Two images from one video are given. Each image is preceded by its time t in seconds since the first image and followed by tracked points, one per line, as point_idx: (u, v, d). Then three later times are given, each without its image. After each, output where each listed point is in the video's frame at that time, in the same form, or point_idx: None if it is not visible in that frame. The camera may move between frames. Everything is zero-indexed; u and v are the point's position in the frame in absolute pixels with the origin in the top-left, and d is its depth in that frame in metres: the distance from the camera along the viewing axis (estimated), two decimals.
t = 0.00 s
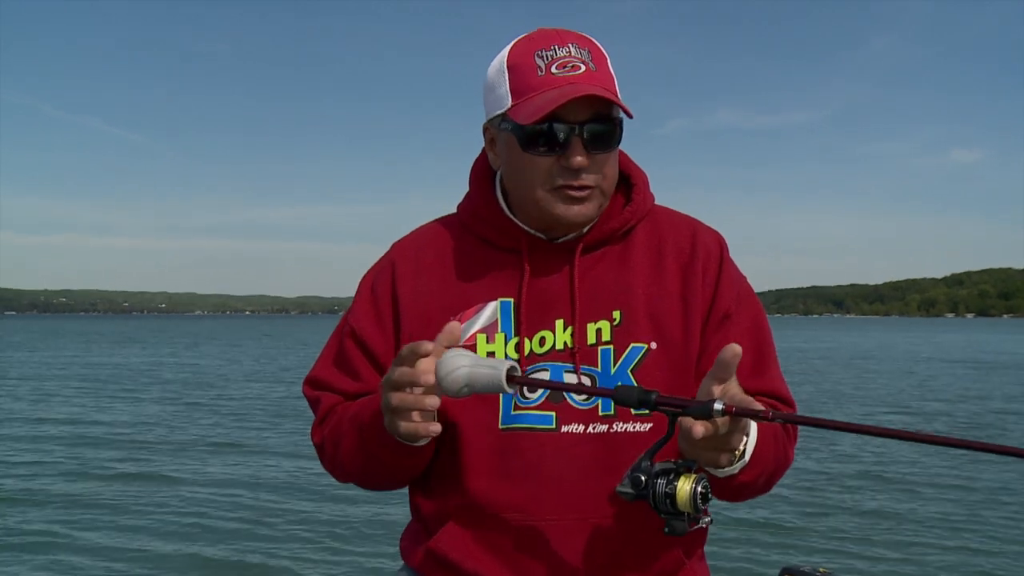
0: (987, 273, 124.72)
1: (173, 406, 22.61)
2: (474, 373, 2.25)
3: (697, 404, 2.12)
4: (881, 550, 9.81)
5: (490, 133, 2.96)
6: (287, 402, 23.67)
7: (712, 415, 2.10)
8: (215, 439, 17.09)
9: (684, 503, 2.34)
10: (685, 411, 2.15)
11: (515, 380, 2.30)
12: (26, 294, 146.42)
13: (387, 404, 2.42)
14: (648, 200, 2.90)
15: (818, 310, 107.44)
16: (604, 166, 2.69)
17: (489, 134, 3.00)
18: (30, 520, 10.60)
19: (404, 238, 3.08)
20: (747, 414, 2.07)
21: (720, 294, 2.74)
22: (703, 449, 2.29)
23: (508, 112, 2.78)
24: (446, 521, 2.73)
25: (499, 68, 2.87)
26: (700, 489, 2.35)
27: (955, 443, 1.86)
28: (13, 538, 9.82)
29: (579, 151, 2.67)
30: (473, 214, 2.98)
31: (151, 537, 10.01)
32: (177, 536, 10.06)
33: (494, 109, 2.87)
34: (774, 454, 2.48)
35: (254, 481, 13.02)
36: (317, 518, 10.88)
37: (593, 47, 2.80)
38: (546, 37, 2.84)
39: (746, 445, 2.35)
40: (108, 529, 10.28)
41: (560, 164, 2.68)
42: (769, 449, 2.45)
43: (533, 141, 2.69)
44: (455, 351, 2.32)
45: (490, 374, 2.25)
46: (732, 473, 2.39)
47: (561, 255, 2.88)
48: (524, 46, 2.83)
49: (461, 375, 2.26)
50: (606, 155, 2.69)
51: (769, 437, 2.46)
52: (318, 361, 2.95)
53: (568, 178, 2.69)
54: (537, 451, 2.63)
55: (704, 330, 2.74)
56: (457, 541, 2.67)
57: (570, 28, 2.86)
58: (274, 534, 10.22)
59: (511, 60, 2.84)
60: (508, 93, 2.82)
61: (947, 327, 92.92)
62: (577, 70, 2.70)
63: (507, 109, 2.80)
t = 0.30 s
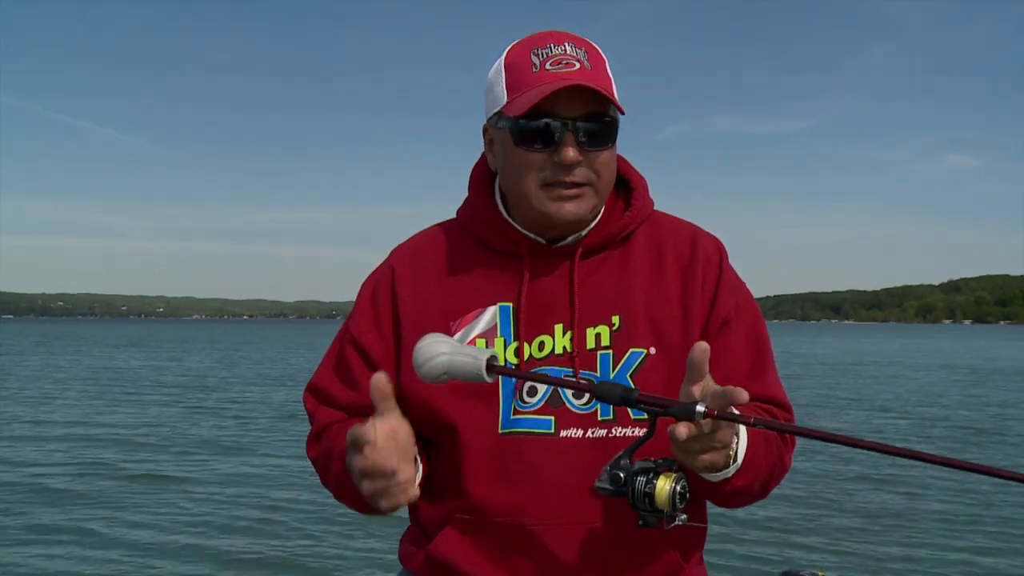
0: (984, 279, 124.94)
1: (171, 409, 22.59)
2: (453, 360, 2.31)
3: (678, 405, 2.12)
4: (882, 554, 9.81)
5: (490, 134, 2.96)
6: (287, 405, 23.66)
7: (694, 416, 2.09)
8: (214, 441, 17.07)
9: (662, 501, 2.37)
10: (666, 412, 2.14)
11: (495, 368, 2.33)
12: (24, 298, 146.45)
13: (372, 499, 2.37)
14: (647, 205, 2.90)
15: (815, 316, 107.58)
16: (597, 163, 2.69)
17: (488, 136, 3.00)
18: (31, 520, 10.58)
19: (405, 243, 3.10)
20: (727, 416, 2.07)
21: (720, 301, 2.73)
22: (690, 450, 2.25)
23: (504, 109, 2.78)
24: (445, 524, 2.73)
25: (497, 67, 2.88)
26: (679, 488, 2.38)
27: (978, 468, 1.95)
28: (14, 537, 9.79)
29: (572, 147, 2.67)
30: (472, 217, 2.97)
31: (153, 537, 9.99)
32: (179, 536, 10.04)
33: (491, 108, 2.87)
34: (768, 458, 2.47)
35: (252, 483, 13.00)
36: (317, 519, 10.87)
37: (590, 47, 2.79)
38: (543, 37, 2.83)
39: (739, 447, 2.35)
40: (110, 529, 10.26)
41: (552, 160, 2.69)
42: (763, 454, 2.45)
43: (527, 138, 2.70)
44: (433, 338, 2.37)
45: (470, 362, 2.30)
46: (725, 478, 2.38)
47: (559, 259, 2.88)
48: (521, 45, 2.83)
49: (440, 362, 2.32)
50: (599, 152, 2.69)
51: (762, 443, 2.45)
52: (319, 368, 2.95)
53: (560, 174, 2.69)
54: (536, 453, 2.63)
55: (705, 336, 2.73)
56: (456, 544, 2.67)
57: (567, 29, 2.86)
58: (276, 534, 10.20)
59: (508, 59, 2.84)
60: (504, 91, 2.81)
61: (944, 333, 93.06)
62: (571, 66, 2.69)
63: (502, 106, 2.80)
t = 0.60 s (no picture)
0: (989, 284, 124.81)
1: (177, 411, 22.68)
2: (447, 343, 2.34)
3: (676, 404, 2.12)
4: (885, 562, 9.79)
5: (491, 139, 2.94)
6: (290, 408, 23.71)
7: (692, 417, 2.10)
8: (219, 444, 17.12)
9: (654, 499, 2.36)
10: (664, 410, 2.15)
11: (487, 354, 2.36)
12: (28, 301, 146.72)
13: None
14: (651, 210, 2.90)
15: (819, 321, 107.51)
16: (590, 165, 2.65)
17: (489, 141, 2.99)
18: (35, 526, 10.62)
19: (411, 250, 3.11)
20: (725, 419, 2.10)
21: (725, 306, 2.72)
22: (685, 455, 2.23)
23: (501, 111, 2.76)
24: (450, 533, 2.73)
25: (498, 71, 2.86)
26: (671, 487, 2.38)
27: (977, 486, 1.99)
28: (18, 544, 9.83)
29: (565, 148, 2.65)
30: (475, 225, 2.98)
31: (156, 544, 10.01)
32: (181, 543, 10.05)
33: (491, 112, 2.85)
34: (771, 463, 2.46)
35: (256, 487, 13.01)
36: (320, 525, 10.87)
37: (587, 50, 2.76)
38: (541, 40, 2.81)
39: (738, 452, 2.35)
40: (113, 535, 10.28)
41: (546, 161, 2.65)
42: (766, 459, 2.44)
43: (523, 140, 2.69)
44: (425, 318, 2.40)
45: (464, 346, 2.33)
46: (725, 484, 2.37)
47: (562, 266, 2.88)
48: (519, 48, 2.81)
49: (434, 344, 2.34)
50: (593, 154, 2.65)
51: (765, 448, 2.44)
52: (331, 378, 2.98)
53: (552, 176, 2.66)
54: (541, 461, 2.62)
55: (709, 341, 2.72)
56: (462, 552, 2.67)
57: (565, 33, 2.83)
58: (278, 541, 10.21)
59: (508, 61, 2.82)
60: (501, 93, 2.79)
61: (948, 338, 92.95)
62: (567, 68, 2.66)
63: (499, 109, 2.77)
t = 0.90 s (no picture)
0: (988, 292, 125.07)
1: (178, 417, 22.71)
2: (437, 340, 2.33)
3: (665, 411, 2.13)
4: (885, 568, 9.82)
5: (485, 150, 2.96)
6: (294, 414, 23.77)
7: (679, 424, 2.12)
8: (220, 449, 17.15)
9: (638, 504, 2.35)
10: (653, 416, 2.16)
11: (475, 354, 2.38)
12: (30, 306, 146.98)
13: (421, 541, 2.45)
14: (650, 221, 2.92)
15: (819, 328, 107.56)
16: (576, 170, 2.66)
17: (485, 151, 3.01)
18: (38, 528, 10.64)
19: (412, 261, 3.14)
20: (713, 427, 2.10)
21: (724, 317, 2.74)
22: (677, 462, 2.25)
23: (490, 120, 2.78)
24: (454, 544, 2.75)
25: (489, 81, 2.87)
26: (656, 492, 2.36)
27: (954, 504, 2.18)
28: (22, 545, 9.85)
29: (550, 152, 2.66)
30: (475, 236, 3.00)
31: (159, 545, 10.03)
32: (185, 543, 10.07)
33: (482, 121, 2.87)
34: (771, 473, 2.48)
35: (257, 491, 13.05)
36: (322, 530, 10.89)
37: (576, 58, 2.77)
38: (531, 50, 2.82)
39: (735, 463, 2.36)
40: (116, 535, 10.30)
41: (532, 166, 2.67)
42: (763, 467, 2.45)
43: (512, 147, 2.70)
44: (416, 316, 2.38)
45: (454, 344, 2.33)
46: (724, 494, 2.39)
47: (561, 277, 2.89)
48: (511, 57, 2.83)
49: (424, 341, 2.34)
50: (580, 159, 2.66)
51: (764, 457, 2.46)
52: (335, 389, 3.00)
53: (538, 180, 2.68)
54: (542, 473, 2.64)
55: (708, 352, 2.74)
56: (465, 564, 2.68)
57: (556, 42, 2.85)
58: (279, 543, 10.24)
59: (499, 71, 2.84)
60: (492, 101, 2.81)
61: (948, 347, 93.02)
62: (554, 76, 2.68)
63: (489, 117, 2.79)
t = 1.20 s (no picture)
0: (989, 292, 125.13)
1: (180, 421, 22.74)
2: (428, 335, 2.36)
3: (652, 397, 2.15)
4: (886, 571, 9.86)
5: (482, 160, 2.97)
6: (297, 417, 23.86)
7: (665, 407, 2.13)
8: (223, 453, 17.19)
9: (626, 489, 2.36)
10: (641, 401, 2.17)
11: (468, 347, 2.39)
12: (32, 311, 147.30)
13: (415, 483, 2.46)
14: (648, 226, 2.93)
15: (820, 329, 107.67)
16: (572, 183, 2.68)
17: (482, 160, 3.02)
18: (40, 536, 10.73)
19: (411, 265, 3.15)
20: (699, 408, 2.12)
21: (721, 320, 2.76)
22: (666, 451, 2.27)
23: (486, 131, 2.79)
24: (453, 546, 2.76)
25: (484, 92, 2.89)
26: (644, 477, 2.38)
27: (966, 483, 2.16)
28: (25, 556, 9.89)
29: (546, 166, 2.68)
30: (474, 241, 3.02)
31: (163, 555, 10.08)
32: (184, 552, 10.16)
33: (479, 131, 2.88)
34: (766, 474, 2.48)
35: (257, 497, 13.12)
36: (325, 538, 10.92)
37: (573, 68, 2.78)
38: (528, 61, 2.83)
39: (725, 458, 2.37)
40: (118, 545, 10.39)
41: (528, 179, 2.69)
42: (758, 466, 2.46)
43: (508, 160, 2.72)
44: (409, 311, 2.43)
45: (445, 338, 2.35)
46: (715, 488, 2.39)
47: (560, 283, 2.91)
48: (507, 68, 2.85)
49: (415, 334, 2.37)
50: (577, 172, 2.68)
51: (760, 457, 2.46)
52: (335, 393, 3.01)
53: (535, 193, 2.70)
54: (538, 477, 2.65)
55: (705, 355, 2.76)
56: (464, 566, 2.69)
57: (553, 52, 2.85)
58: (279, 550, 10.32)
59: (495, 82, 2.85)
60: (488, 112, 2.81)
61: (949, 346, 93.11)
62: (549, 88, 2.69)
63: (485, 128, 2.81)
